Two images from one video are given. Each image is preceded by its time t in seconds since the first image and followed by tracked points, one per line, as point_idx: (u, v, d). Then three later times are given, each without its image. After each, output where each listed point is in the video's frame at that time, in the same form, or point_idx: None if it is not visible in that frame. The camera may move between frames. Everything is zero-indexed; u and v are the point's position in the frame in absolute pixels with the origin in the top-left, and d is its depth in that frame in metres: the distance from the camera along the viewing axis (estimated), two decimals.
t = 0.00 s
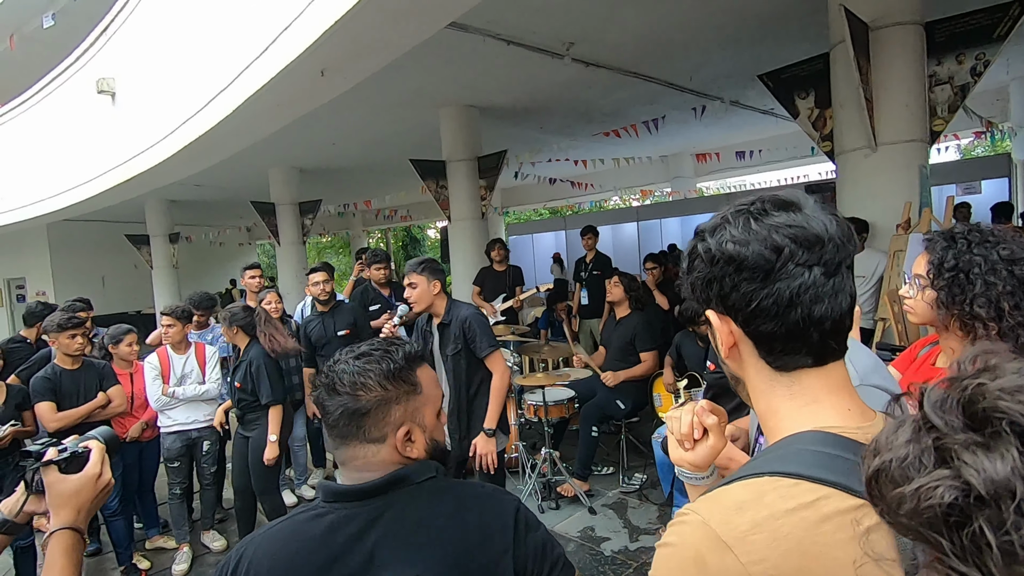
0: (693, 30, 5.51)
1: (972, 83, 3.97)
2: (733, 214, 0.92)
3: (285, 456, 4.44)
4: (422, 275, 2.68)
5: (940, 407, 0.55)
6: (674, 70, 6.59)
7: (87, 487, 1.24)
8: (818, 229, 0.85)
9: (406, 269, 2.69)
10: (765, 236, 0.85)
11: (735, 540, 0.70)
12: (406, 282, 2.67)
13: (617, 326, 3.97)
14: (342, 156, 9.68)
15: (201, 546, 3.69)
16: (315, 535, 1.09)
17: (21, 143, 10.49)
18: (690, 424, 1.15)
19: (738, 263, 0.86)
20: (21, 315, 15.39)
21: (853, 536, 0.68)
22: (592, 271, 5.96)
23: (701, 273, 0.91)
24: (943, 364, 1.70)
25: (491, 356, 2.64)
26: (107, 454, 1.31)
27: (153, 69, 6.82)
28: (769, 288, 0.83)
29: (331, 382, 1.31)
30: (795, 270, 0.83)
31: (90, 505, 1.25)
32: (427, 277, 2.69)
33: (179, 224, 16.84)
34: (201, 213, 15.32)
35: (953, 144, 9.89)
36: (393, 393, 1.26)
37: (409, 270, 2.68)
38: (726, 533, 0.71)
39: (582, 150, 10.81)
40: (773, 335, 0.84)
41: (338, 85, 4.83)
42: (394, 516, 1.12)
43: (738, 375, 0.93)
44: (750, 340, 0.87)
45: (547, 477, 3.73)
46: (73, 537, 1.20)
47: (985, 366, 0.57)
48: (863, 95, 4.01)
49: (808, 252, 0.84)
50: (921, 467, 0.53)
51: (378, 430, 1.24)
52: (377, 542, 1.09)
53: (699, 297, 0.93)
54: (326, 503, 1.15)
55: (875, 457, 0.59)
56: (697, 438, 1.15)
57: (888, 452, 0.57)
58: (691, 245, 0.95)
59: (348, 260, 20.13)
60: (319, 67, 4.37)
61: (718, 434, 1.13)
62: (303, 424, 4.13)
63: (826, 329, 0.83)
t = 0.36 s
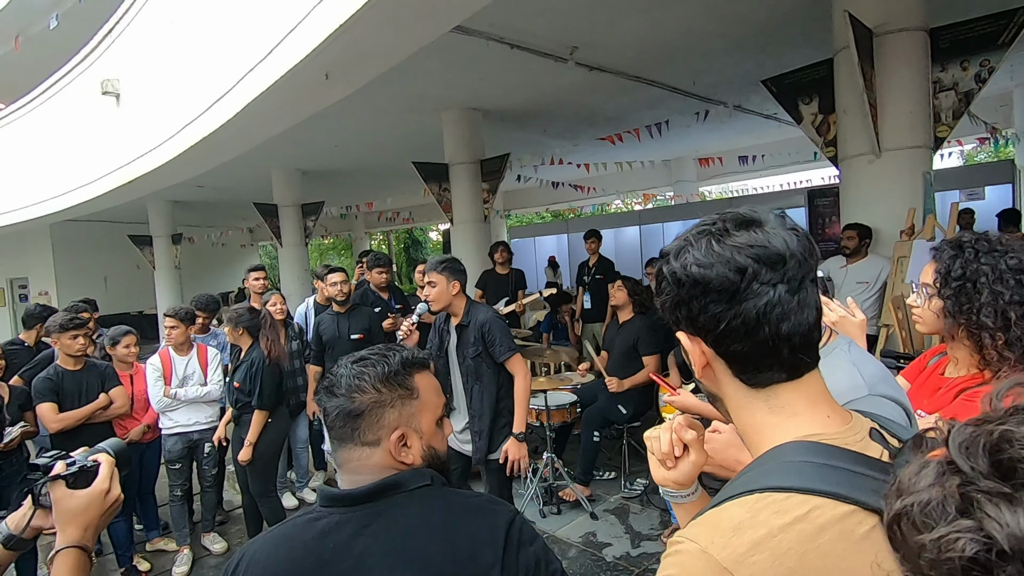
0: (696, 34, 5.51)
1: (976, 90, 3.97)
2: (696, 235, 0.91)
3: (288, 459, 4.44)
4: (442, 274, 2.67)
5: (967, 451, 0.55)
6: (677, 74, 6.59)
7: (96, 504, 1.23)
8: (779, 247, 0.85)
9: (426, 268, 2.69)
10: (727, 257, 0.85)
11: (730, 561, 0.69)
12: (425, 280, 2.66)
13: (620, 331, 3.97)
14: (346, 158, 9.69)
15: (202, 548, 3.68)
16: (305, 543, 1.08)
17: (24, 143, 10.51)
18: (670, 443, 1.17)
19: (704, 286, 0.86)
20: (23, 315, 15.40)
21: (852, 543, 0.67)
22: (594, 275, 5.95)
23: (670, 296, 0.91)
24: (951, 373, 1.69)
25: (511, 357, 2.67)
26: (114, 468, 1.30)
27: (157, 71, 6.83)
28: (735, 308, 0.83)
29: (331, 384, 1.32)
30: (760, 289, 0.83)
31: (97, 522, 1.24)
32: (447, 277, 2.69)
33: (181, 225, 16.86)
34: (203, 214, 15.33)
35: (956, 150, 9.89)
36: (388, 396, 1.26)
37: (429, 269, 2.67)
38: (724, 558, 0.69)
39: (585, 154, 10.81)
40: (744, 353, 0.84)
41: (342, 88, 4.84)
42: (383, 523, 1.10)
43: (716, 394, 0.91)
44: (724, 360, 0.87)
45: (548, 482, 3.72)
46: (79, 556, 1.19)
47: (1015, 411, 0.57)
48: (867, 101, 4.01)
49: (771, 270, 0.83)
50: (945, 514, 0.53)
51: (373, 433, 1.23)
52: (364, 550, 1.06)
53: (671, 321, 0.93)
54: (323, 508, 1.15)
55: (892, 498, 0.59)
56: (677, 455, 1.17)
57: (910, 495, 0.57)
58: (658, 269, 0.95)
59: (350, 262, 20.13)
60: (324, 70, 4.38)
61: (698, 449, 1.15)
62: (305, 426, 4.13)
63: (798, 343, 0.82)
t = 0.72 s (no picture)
0: (700, 35, 5.49)
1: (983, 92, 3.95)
2: (675, 255, 0.92)
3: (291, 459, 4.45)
4: (419, 285, 2.73)
5: None
6: (680, 75, 6.58)
7: (107, 521, 1.26)
8: (755, 259, 0.85)
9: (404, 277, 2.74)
10: (709, 272, 0.85)
11: (717, 563, 0.69)
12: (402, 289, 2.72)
13: (623, 333, 3.95)
14: (348, 158, 9.69)
15: (204, 548, 3.68)
16: (347, 549, 1.07)
17: (29, 142, 10.53)
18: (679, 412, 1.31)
19: (688, 302, 0.85)
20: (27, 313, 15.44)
21: (840, 545, 0.67)
22: (597, 276, 5.93)
23: (658, 317, 0.91)
24: (960, 381, 1.67)
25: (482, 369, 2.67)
26: (127, 483, 1.33)
27: (162, 70, 6.84)
28: (721, 320, 0.83)
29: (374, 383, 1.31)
30: (742, 300, 0.83)
31: (108, 538, 1.27)
32: (424, 287, 2.74)
33: (185, 224, 16.89)
34: (206, 213, 15.35)
35: (961, 152, 9.84)
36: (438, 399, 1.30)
37: (407, 279, 2.73)
38: (714, 563, 0.69)
39: (588, 155, 10.79)
40: (735, 364, 0.82)
41: (346, 88, 4.83)
42: (423, 526, 1.11)
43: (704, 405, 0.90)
44: (715, 374, 0.86)
45: (550, 483, 3.71)
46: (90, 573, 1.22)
47: None
48: (872, 103, 3.98)
49: (751, 281, 0.84)
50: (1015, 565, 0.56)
51: (423, 434, 1.25)
52: (408, 554, 1.07)
53: (660, 342, 0.92)
54: (357, 514, 1.14)
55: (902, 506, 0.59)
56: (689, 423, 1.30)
57: (971, 535, 0.59)
58: (644, 293, 0.95)
59: (353, 261, 20.13)
60: (328, 71, 4.38)
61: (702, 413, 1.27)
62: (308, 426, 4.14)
63: (783, 351, 0.82)
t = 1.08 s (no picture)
0: (703, 36, 5.48)
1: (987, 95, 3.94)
2: (772, 243, 0.87)
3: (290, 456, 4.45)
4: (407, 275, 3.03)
5: None
6: (684, 76, 6.56)
7: (116, 534, 1.26)
8: (861, 265, 0.85)
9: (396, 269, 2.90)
10: (820, 272, 0.82)
11: (758, 562, 0.71)
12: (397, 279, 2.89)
13: (623, 333, 3.92)
14: (349, 156, 9.69)
15: (203, 545, 3.69)
16: (427, 535, 1.11)
17: (31, 137, 10.54)
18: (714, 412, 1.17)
19: (791, 300, 0.82)
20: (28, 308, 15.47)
21: (901, 569, 0.66)
22: (600, 276, 5.95)
23: (745, 305, 0.85)
24: (958, 387, 1.67)
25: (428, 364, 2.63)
26: (135, 497, 1.33)
27: (164, 67, 6.84)
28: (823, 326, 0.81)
29: (451, 380, 1.33)
30: (847, 308, 0.82)
31: (115, 555, 1.26)
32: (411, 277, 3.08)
33: (186, 220, 16.91)
34: (206, 209, 15.36)
35: (963, 154, 9.80)
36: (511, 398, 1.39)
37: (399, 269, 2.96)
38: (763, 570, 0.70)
39: (590, 154, 10.78)
40: (823, 377, 0.82)
41: (347, 87, 4.84)
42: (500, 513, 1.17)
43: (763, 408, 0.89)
44: (793, 378, 0.84)
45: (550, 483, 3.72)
46: None
47: None
48: (875, 106, 3.97)
49: (858, 289, 0.84)
50: None
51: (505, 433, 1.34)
52: (492, 539, 1.14)
53: (736, 334, 0.88)
54: (427, 505, 1.17)
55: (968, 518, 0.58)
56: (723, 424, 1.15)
57: None
58: (727, 274, 0.89)
59: (353, 259, 20.15)
60: (330, 69, 4.39)
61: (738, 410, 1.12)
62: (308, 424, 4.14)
63: (868, 368, 0.83)
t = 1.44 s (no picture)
0: (732, 23, 5.36)
1: None
2: (908, 233, 0.87)
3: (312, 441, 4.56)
4: (402, 280, 2.82)
5: None
6: (711, 64, 6.44)
7: (67, 525, 1.31)
8: (991, 273, 0.84)
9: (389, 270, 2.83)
10: (952, 267, 0.82)
11: (844, 565, 0.69)
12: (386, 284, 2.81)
13: (639, 331, 3.85)
14: (373, 145, 9.76)
15: (230, 525, 3.82)
16: (502, 505, 1.23)
17: (67, 126, 10.83)
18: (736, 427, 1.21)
19: (913, 287, 0.81)
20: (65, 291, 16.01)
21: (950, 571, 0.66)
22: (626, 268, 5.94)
23: (864, 278, 0.84)
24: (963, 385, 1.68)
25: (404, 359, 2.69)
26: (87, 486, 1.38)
27: (193, 58, 6.96)
28: (934, 319, 0.80)
29: (503, 367, 1.39)
30: (965, 311, 0.81)
31: (68, 542, 1.30)
32: (406, 284, 2.85)
33: (215, 207, 17.26)
34: (234, 196, 15.66)
35: (1003, 143, 9.45)
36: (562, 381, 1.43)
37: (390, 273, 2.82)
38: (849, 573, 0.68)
39: (613, 143, 10.67)
40: (913, 369, 0.80)
41: (370, 78, 4.87)
42: (561, 488, 1.29)
43: (833, 396, 0.86)
44: (880, 365, 0.82)
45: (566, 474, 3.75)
46: None
47: None
48: (908, 95, 3.86)
49: (980, 295, 0.82)
50: None
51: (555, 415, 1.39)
52: (553, 512, 1.26)
53: (839, 301, 0.84)
54: (497, 477, 1.27)
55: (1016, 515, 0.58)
56: (737, 443, 1.21)
57: None
58: (852, 251, 0.88)
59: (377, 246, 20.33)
60: (353, 61, 4.42)
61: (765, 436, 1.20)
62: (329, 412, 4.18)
63: (954, 379, 0.81)
